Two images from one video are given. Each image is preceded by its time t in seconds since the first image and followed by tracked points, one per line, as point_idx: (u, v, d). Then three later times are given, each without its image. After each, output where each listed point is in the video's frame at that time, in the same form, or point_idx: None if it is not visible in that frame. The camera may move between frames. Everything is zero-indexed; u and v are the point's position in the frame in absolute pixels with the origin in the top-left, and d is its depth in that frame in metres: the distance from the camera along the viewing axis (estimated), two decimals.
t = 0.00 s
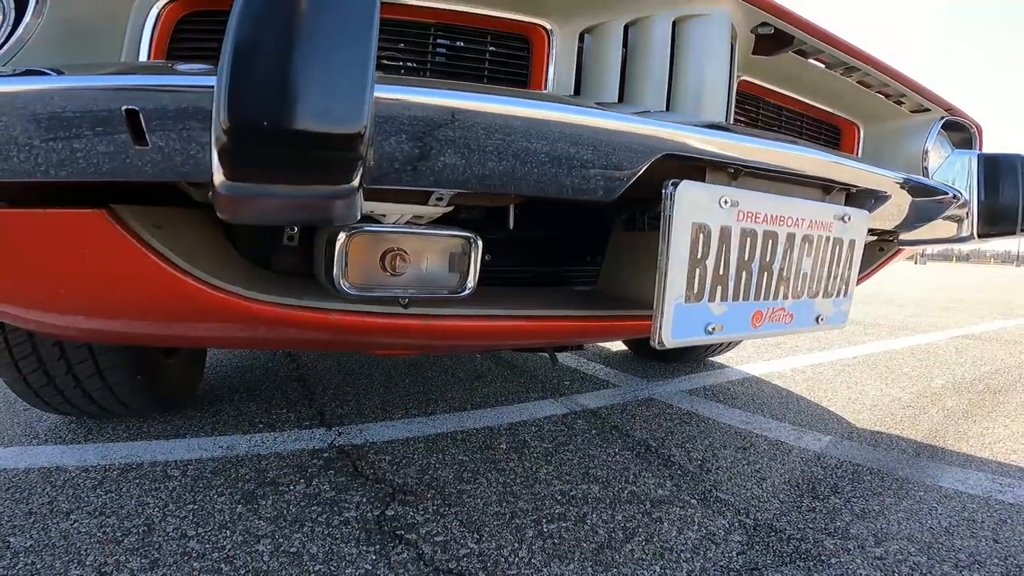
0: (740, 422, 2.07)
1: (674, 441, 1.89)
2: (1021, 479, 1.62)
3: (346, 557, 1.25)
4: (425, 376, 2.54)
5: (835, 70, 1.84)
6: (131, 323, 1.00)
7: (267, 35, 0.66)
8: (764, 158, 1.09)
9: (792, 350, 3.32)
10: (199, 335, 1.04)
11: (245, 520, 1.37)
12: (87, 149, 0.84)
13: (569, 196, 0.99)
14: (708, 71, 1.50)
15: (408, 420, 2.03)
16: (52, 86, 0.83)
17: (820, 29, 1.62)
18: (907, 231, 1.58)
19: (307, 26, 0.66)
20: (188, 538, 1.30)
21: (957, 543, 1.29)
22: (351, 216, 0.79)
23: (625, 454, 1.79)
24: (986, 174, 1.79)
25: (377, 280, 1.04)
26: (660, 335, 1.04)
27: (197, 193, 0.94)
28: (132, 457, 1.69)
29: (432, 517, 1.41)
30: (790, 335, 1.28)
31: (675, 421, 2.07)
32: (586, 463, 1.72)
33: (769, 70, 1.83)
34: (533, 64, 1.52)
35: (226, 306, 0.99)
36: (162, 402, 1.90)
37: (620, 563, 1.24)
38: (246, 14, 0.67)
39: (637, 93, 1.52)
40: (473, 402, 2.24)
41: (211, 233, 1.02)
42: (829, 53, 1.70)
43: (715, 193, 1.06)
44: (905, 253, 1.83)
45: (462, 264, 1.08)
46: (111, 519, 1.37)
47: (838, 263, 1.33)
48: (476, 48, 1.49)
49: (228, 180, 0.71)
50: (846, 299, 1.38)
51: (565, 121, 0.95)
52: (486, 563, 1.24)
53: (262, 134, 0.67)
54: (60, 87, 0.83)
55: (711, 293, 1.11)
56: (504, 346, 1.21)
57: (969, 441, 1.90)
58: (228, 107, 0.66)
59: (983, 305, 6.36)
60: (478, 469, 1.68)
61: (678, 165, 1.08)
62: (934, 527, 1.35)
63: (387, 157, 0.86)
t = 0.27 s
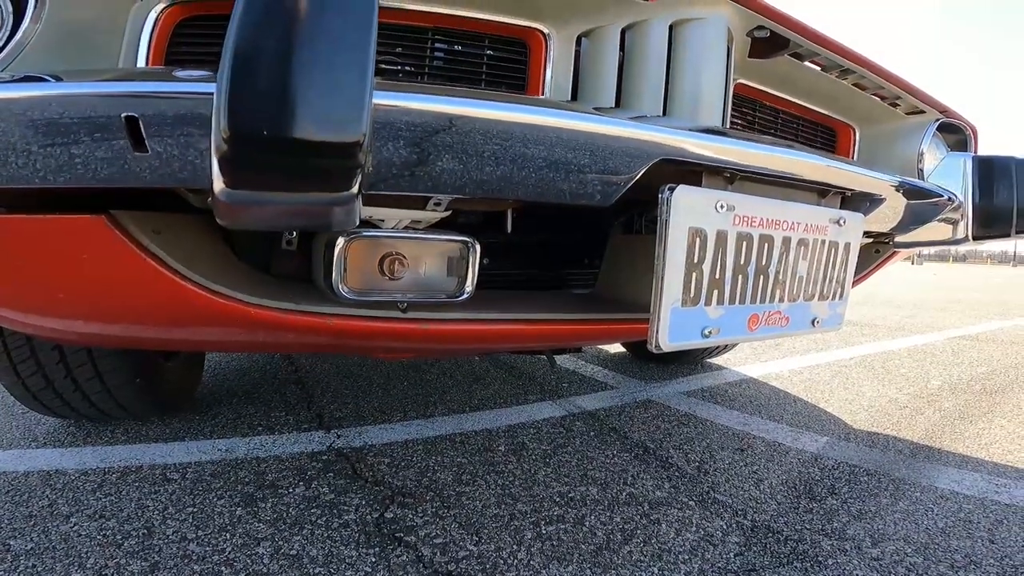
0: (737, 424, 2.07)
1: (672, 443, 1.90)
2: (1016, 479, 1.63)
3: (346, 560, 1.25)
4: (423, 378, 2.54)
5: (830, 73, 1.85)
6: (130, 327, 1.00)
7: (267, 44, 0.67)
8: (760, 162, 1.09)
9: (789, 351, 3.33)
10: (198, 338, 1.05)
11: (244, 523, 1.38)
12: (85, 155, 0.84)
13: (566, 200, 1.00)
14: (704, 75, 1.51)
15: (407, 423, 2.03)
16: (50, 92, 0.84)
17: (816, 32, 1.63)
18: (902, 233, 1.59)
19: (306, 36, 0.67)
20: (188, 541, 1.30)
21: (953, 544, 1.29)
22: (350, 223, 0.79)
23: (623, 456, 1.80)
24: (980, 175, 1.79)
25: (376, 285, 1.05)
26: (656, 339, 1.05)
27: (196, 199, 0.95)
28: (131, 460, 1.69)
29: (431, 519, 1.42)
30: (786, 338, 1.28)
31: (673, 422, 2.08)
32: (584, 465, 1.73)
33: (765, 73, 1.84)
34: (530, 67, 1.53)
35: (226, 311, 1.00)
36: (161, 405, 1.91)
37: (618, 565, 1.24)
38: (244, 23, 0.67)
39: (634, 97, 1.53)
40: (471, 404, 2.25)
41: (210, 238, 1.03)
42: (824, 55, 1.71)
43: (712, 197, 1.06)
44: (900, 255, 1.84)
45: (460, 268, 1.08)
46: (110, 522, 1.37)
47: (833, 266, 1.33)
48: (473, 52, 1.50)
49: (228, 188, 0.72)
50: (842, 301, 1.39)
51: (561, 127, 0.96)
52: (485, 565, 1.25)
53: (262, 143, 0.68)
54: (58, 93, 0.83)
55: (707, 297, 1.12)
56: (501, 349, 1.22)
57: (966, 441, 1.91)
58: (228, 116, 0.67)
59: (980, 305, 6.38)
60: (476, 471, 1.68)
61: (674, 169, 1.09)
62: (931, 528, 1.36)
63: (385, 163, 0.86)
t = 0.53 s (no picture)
0: (733, 425, 2.08)
1: (668, 445, 1.90)
2: (1010, 480, 1.64)
3: (343, 562, 1.25)
4: (420, 381, 2.54)
5: (825, 76, 1.85)
6: (125, 331, 1.00)
7: (261, 54, 0.67)
8: (754, 166, 1.10)
9: (785, 352, 3.34)
10: (193, 343, 1.05)
11: (242, 526, 1.38)
12: (81, 160, 0.84)
13: (561, 204, 1.00)
14: (700, 78, 1.51)
15: (404, 426, 2.04)
16: (46, 98, 0.84)
17: (810, 35, 1.64)
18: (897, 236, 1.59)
19: (300, 45, 0.67)
20: (186, 544, 1.30)
21: (948, 545, 1.30)
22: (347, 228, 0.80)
23: (620, 458, 1.80)
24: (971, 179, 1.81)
25: (372, 289, 1.05)
26: (651, 343, 1.06)
27: (193, 205, 0.95)
28: (127, 464, 1.69)
29: (429, 522, 1.42)
30: (781, 341, 1.29)
31: (670, 425, 2.08)
32: (581, 467, 1.74)
33: (760, 76, 1.85)
34: (526, 71, 1.54)
35: (221, 316, 1.00)
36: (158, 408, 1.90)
37: (615, 567, 1.25)
38: (239, 33, 0.68)
39: (630, 101, 1.53)
40: (468, 407, 2.25)
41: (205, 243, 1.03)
42: (819, 58, 1.72)
43: (706, 202, 1.07)
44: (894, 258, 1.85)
45: (456, 272, 1.08)
46: (108, 525, 1.37)
47: (828, 269, 1.34)
48: (469, 55, 1.50)
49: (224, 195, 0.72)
50: (835, 304, 1.40)
51: (557, 132, 0.96)
52: (482, 567, 1.25)
53: (256, 152, 0.68)
54: (54, 99, 0.84)
55: (702, 300, 1.12)
56: (497, 353, 1.22)
57: (960, 443, 1.92)
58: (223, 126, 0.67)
59: (975, 306, 6.41)
60: (473, 474, 1.69)
61: (669, 174, 1.09)
62: (925, 529, 1.36)
63: (381, 168, 0.87)
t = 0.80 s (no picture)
0: (728, 427, 2.09)
1: (663, 446, 1.91)
2: (1001, 480, 1.65)
3: (338, 565, 1.25)
4: (415, 383, 2.54)
5: (817, 78, 1.86)
6: (117, 336, 1.00)
7: (250, 63, 0.67)
8: (745, 170, 1.11)
9: (780, 353, 3.35)
10: (186, 347, 1.05)
11: (237, 529, 1.38)
12: (73, 165, 0.85)
13: (555, 209, 1.00)
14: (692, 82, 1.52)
15: (399, 428, 2.04)
16: (38, 103, 0.84)
17: (802, 38, 1.65)
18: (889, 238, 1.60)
19: (289, 55, 0.68)
20: (180, 547, 1.30)
21: (940, 545, 1.31)
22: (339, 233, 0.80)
23: (614, 460, 1.81)
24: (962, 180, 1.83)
25: (365, 293, 1.05)
26: (643, 347, 1.06)
27: (185, 211, 0.95)
28: (122, 467, 1.69)
29: (424, 524, 1.42)
30: (772, 344, 1.30)
31: (665, 426, 2.09)
32: (576, 469, 1.74)
33: (752, 78, 1.86)
34: (519, 75, 1.54)
35: (214, 320, 1.00)
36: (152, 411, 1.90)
37: (608, 568, 1.25)
38: (227, 41, 0.68)
39: (623, 104, 1.54)
40: (463, 409, 2.25)
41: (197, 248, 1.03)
42: (811, 60, 1.73)
43: (697, 206, 1.08)
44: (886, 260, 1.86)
45: (449, 277, 1.09)
46: (102, 528, 1.37)
47: (819, 272, 1.35)
48: (463, 59, 1.50)
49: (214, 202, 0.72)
50: (827, 307, 1.40)
51: (549, 137, 0.97)
52: (477, 569, 1.25)
53: (245, 161, 0.68)
54: (46, 105, 0.84)
55: (694, 304, 1.13)
56: (489, 357, 1.22)
57: (953, 443, 1.93)
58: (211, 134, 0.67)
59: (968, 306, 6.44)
60: (468, 476, 1.69)
61: (660, 179, 1.10)
62: (917, 529, 1.37)
63: (375, 174, 0.87)
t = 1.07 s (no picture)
0: (722, 431, 2.10)
1: (658, 451, 1.92)
2: (992, 483, 1.67)
3: (334, 571, 1.26)
4: (412, 388, 2.55)
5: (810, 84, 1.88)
6: (112, 346, 1.01)
7: (241, 86, 0.68)
8: (735, 181, 1.12)
9: (775, 357, 3.37)
10: (181, 357, 1.05)
11: (234, 535, 1.38)
12: (68, 179, 0.85)
13: (548, 220, 1.01)
14: (685, 90, 1.53)
15: (395, 433, 2.04)
16: (33, 117, 0.85)
17: (793, 45, 1.67)
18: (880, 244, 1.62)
19: (279, 78, 0.69)
20: (177, 553, 1.30)
21: (931, 549, 1.32)
22: (332, 246, 0.81)
23: (610, 465, 1.82)
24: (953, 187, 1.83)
25: (359, 304, 1.06)
26: (636, 356, 1.07)
27: (180, 224, 0.96)
28: (118, 473, 1.69)
29: (420, 530, 1.43)
30: (764, 352, 1.31)
31: (660, 430, 2.10)
32: (571, 474, 1.75)
33: (745, 85, 1.87)
34: (512, 83, 1.56)
35: (208, 331, 1.01)
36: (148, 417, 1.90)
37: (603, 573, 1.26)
38: (218, 65, 0.69)
39: (616, 112, 1.55)
40: (459, 414, 2.26)
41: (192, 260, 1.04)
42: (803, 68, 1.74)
43: (688, 217, 1.09)
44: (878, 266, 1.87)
45: (443, 287, 1.10)
46: (99, 534, 1.37)
47: (811, 279, 1.36)
48: (457, 67, 1.52)
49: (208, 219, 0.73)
50: (817, 314, 1.42)
51: (542, 150, 0.98)
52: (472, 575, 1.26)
53: (237, 181, 0.70)
54: (41, 119, 0.84)
55: (686, 312, 1.14)
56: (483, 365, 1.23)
57: (945, 446, 1.95)
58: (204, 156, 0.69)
59: (962, 308, 6.48)
60: (464, 481, 1.70)
61: (651, 190, 1.11)
62: (909, 533, 1.39)
63: (369, 187, 0.88)
